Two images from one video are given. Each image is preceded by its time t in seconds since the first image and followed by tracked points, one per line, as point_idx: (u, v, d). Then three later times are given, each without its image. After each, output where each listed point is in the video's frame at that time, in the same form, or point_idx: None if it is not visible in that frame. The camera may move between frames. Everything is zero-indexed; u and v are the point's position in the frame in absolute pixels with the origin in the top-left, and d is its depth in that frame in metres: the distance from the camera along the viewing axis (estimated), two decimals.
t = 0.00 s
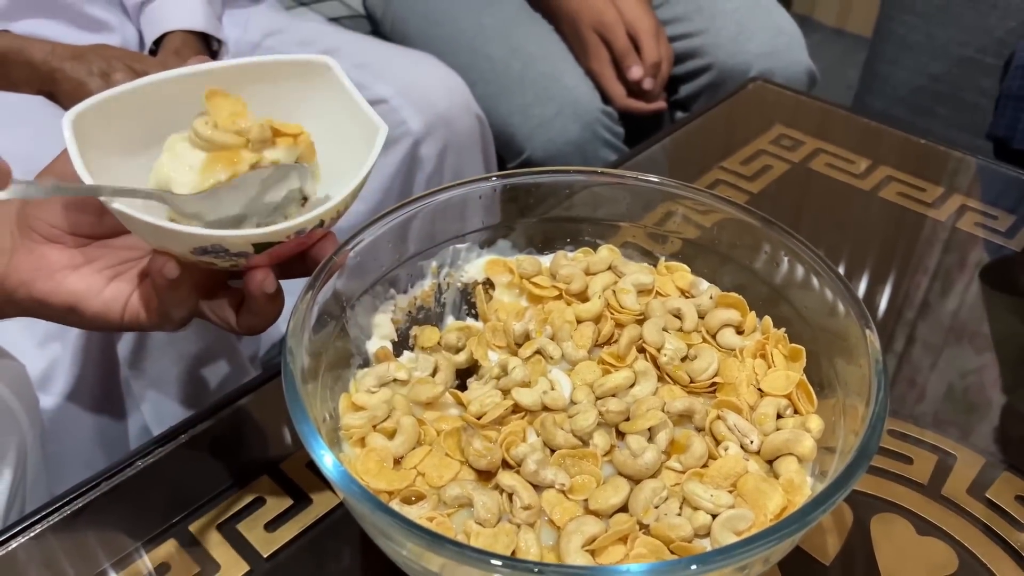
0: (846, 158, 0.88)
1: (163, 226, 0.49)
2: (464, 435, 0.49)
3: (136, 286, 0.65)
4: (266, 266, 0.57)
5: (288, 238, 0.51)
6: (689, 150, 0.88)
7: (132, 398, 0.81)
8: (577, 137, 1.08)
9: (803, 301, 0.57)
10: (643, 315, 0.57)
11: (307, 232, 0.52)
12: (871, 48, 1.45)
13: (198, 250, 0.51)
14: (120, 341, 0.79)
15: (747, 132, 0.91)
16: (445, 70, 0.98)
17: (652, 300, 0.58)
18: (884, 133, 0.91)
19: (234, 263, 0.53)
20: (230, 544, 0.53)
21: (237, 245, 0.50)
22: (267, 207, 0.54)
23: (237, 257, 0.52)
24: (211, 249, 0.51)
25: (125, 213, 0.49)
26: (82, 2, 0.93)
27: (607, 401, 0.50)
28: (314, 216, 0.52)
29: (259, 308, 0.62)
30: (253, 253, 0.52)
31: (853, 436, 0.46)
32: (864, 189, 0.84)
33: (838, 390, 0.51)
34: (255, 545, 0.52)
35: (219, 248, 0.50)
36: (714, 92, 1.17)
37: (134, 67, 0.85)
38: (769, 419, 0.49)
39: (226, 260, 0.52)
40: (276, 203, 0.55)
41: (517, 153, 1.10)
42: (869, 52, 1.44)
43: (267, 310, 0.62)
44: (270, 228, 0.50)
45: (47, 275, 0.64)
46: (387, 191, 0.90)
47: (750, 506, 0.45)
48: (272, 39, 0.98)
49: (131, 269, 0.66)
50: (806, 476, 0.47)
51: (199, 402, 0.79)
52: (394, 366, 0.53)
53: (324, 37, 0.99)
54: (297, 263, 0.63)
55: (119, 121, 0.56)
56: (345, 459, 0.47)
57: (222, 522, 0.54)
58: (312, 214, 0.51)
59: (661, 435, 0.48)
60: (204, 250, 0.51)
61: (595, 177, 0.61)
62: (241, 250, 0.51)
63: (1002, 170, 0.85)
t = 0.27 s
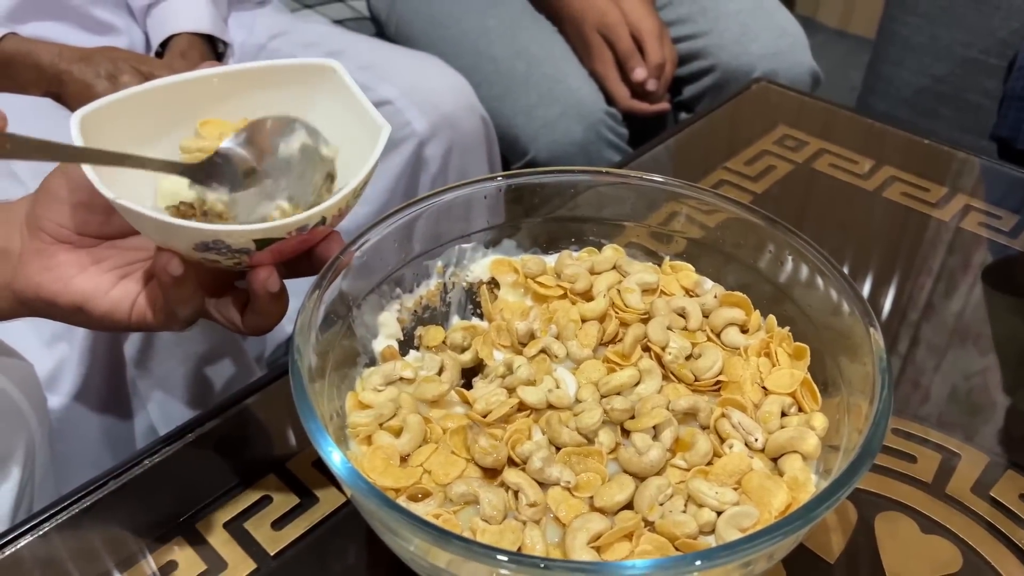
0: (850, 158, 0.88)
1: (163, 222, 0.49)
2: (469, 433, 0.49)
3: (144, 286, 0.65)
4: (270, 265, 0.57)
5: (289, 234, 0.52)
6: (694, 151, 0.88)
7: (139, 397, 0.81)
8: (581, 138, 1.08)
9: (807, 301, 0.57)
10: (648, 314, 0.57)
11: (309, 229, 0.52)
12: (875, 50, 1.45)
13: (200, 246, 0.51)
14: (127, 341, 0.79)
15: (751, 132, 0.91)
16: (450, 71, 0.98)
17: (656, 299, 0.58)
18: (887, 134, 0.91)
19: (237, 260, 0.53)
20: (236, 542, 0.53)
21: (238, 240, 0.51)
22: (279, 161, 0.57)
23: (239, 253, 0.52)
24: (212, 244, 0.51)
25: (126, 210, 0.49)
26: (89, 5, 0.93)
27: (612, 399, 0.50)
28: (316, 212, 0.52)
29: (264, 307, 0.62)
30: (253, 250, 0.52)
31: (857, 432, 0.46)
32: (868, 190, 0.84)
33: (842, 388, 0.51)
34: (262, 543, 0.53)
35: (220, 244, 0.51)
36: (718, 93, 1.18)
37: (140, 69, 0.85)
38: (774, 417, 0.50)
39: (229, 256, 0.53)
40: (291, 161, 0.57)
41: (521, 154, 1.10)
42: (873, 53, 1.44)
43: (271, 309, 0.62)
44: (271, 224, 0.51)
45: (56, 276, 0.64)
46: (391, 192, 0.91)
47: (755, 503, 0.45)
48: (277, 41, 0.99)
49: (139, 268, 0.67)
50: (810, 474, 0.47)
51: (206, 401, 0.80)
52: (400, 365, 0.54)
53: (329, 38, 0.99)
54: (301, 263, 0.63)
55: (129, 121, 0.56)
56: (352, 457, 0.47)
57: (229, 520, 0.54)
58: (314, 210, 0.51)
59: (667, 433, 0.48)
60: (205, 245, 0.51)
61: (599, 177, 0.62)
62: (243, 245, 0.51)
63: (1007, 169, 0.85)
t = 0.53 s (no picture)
0: (854, 159, 0.88)
1: (167, 223, 0.50)
2: (474, 434, 0.49)
3: (147, 289, 0.65)
4: (272, 269, 0.57)
5: (290, 236, 0.52)
6: (698, 152, 0.88)
7: (144, 398, 0.82)
8: (585, 140, 1.08)
9: (810, 302, 0.58)
10: (652, 315, 0.57)
11: (309, 230, 0.52)
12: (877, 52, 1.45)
13: (200, 247, 0.51)
14: (132, 343, 0.79)
15: (755, 134, 0.91)
16: (454, 73, 0.98)
17: (660, 300, 0.58)
18: (890, 135, 0.91)
19: (237, 263, 0.54)
20: (241, 543, 0.53)
21: (238, 241, 0.51)
22: (270, 111, 0.53)
23: (240, 255, 0.52)
24: (213, 246, 0.51)
25: (130, 211, 0.50)
26: (94, 8, 0.93)
27: (616, 400, 0.51)
28: (317, 214, 0.52)
29: (267, 312, 0.62)
30: (254, 252, 0.52)
31: (861, 433, 0.46)
32: (872, 191, 0.84)
33: (846, 389, 0.51)
34: (267, 544, 0.53)
35: (220, 245, 0.51)
36: (721, 95, 1.18)
37: (146, 72, 0.86)
38: (778, 419, 0.50)
39: (229, 258, 0.53)
40: (285, 111, 0.53)
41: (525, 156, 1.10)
42: (875, 55, 1.44)
43: (273, 313, 0.62)
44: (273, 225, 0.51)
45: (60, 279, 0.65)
46: (395, 193, 0.91)
47: (759, 504, 0.45)
48: (282, 44, 0.99)
49: (143, 271, 0.67)
50: (814, 475, 0.47)
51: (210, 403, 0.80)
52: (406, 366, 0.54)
53: (334, 41, 1.00)
54: (305, 267, 0.63)
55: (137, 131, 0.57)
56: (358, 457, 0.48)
57: (234, 521, 0.54)
58: (316, 213, 0.51)
59: (670, 435, 0.48)
60: (206, 247, 0.51)
61: (603, 179, 0.62)
62: (243, 247, 0.51)
63: (1012, 171, 0.85)
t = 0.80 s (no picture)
0: (859, 161, 0.88)
1: (174, 230, 0.50)
2: (482, 435, 0.49)
3: (156, 293, 0.66)
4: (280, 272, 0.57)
5: (299, 241, 0.52)
6: (703, 155, 0.88)
7: (150, 400, 0.82)
8: (590, 142, 1.08)
9: (816, 304, 0.58)
10: (658, 317, 0.57)
11: (318, 235, 0.53)
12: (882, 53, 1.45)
13: (210, 253, 0.51)
14: (139, 346, 0.80)
15: (759, 136, 0.92)
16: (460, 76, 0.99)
17: (667, 302, 0.59)
18: (895, 136, 0.91)
19: (247, 267, 0.54)
20: (249, 543, 0.53)
21: (248, 246, 0.51)
22: (275, 129, 0.52)
23: (249, 261, 0.53)
24: (222, 251, 0.51)
25: (140, 218, 0.50)
26: (101, 10, 0.94)
27: (623, 402, 0.51)
28: (326, 219, 0.52)
29: (275, 316, 0.62)
30: (264, 257, 0.53)
31: (867, 435, 0.46)
32: (877, 193, 0.84)
33: (852, 391, 0.51)
34: (274, 545, 0.53)
35: (230, 251, 0.51)
36: (726, 97, 1.18)
37: (153, 74, 0.86)
38: (785, 421, 0.50)
39: (239, 263, 0.53)
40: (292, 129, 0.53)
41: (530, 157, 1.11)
42: (880, 56, 1.44)
43: (281, 317, 0.63)
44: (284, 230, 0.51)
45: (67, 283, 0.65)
46: (401, 195, 0.91)
47: (766, 506, 0.45)
48: (288, 46, 0.99)
49: (152, 275, 0.67)
50: (821, 477, 0.47)
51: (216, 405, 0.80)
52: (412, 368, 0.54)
53: (339, 43, 1.00)
54: (312, 271, 0.63)
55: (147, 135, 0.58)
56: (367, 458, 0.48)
57: (243, 522, 0.54)
58: (325, 218, 0.52)
59: (677, 436, 0.48)
60: (215, 253, 0.51)
61: (609, 182, 0.62)
62: (252, 252, 0.52)
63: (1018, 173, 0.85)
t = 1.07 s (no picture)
0: (863, 163, 0.88)
1: (182, 229, 0.50)
2: (487, 438, 0.49)
3: (161, 297, 0.65)
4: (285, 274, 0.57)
5: (305, 240, 0.52)
6: (707, 157, 0.88)
7: (154, 403, 0.82)
8: (594, 143, 1.08)
9: (821, 307, 0.58)
10: (664, 320, 0.57)
11: (323, 235, 0.53)
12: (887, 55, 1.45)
13: (216, 253, 0.52)
14: (143, 349, 0.80)
15: (764, 138, 0.91)
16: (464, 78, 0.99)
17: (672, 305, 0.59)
18: (899, 138, 0.91)
19: (252, 268, 0.54)
20: (255, 546, 0.53)
21: (254, 246, 0.51)
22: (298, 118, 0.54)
23: (256, 261, 0.53)
24: (229, 252, 0.52)
25: (148, 219, 0.51)
26: (106, 13, 0.94)
27: (628, 405, 0.51)
28: (332, 219, 0.53)
29: (283, 318, 0.63)
30: (269, 257, 0.53)
31: (873, 438, 0.46)
32: (882, 195, 0.84)
33: (858, 395, 0.51)
34: (280, 548, 0.53)
35: (236, 251, 0.52)
36: (730, 98, 1.18)
37: (157, 77, 0.86)
38: (790, 424, 0.50)
39: (245, 264, 0.53)
40: (316, 116, 0.54)
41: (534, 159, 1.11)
42: (885, 57, 1.44)
43: (287, 319, 0.63)
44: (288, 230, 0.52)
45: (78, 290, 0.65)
46: (406, 197, 0.91)
47: (771, 509, 0.45)
48: (293, 48, 0.99)
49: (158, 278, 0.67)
50: (827, 480, 0.47)
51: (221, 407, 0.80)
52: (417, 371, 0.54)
53: (344, 45, 1.00)
54: (317, 273, 0.64)
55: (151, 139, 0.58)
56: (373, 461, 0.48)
57: (248, 524, 0.54)
58: (331, 217, 0.52)
59: (683, 440, 0.49)
60: (221, 253, 0.52)
61: (613, 185, 0.62)
62: (258, 253, 0.52)
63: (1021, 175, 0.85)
